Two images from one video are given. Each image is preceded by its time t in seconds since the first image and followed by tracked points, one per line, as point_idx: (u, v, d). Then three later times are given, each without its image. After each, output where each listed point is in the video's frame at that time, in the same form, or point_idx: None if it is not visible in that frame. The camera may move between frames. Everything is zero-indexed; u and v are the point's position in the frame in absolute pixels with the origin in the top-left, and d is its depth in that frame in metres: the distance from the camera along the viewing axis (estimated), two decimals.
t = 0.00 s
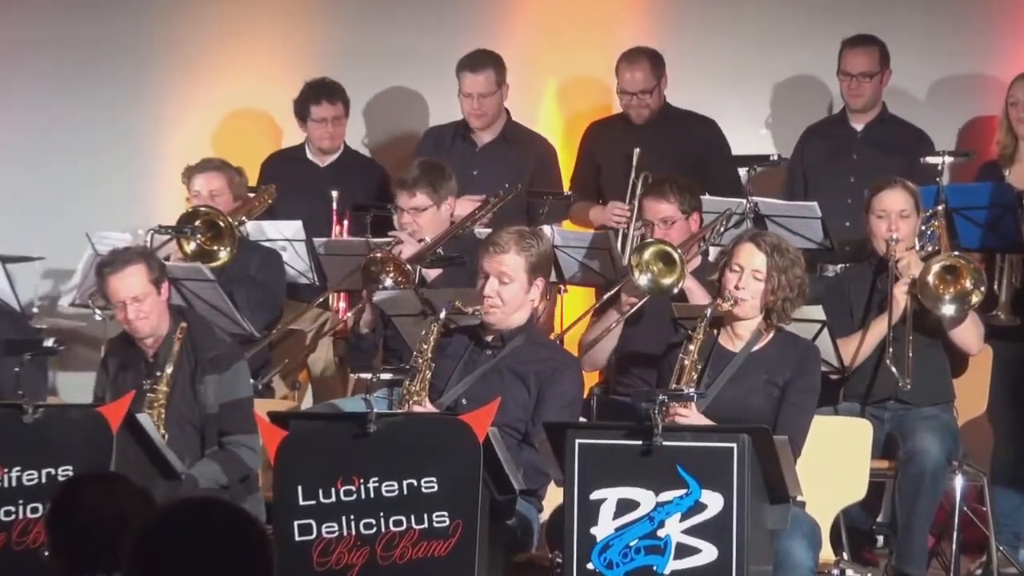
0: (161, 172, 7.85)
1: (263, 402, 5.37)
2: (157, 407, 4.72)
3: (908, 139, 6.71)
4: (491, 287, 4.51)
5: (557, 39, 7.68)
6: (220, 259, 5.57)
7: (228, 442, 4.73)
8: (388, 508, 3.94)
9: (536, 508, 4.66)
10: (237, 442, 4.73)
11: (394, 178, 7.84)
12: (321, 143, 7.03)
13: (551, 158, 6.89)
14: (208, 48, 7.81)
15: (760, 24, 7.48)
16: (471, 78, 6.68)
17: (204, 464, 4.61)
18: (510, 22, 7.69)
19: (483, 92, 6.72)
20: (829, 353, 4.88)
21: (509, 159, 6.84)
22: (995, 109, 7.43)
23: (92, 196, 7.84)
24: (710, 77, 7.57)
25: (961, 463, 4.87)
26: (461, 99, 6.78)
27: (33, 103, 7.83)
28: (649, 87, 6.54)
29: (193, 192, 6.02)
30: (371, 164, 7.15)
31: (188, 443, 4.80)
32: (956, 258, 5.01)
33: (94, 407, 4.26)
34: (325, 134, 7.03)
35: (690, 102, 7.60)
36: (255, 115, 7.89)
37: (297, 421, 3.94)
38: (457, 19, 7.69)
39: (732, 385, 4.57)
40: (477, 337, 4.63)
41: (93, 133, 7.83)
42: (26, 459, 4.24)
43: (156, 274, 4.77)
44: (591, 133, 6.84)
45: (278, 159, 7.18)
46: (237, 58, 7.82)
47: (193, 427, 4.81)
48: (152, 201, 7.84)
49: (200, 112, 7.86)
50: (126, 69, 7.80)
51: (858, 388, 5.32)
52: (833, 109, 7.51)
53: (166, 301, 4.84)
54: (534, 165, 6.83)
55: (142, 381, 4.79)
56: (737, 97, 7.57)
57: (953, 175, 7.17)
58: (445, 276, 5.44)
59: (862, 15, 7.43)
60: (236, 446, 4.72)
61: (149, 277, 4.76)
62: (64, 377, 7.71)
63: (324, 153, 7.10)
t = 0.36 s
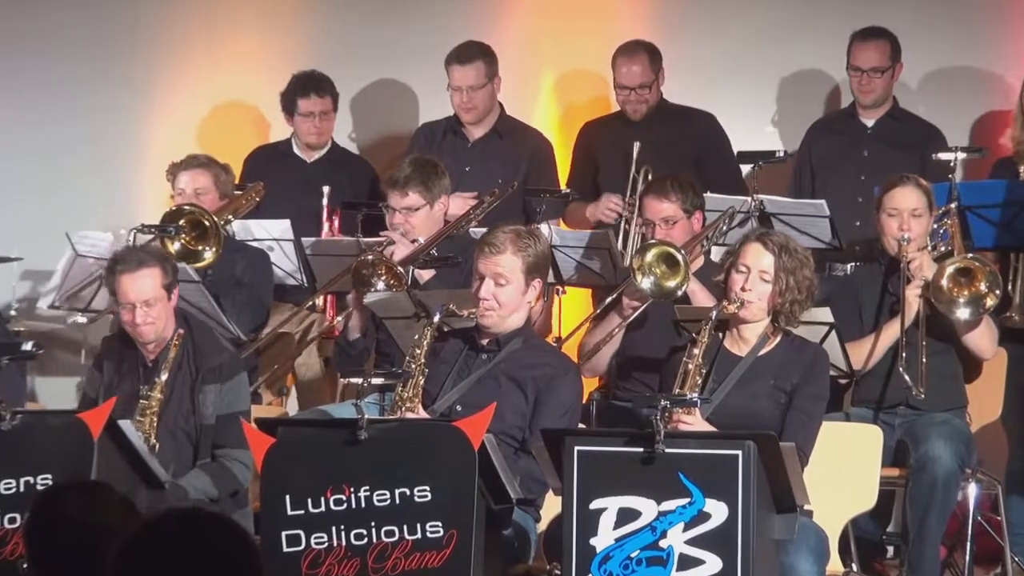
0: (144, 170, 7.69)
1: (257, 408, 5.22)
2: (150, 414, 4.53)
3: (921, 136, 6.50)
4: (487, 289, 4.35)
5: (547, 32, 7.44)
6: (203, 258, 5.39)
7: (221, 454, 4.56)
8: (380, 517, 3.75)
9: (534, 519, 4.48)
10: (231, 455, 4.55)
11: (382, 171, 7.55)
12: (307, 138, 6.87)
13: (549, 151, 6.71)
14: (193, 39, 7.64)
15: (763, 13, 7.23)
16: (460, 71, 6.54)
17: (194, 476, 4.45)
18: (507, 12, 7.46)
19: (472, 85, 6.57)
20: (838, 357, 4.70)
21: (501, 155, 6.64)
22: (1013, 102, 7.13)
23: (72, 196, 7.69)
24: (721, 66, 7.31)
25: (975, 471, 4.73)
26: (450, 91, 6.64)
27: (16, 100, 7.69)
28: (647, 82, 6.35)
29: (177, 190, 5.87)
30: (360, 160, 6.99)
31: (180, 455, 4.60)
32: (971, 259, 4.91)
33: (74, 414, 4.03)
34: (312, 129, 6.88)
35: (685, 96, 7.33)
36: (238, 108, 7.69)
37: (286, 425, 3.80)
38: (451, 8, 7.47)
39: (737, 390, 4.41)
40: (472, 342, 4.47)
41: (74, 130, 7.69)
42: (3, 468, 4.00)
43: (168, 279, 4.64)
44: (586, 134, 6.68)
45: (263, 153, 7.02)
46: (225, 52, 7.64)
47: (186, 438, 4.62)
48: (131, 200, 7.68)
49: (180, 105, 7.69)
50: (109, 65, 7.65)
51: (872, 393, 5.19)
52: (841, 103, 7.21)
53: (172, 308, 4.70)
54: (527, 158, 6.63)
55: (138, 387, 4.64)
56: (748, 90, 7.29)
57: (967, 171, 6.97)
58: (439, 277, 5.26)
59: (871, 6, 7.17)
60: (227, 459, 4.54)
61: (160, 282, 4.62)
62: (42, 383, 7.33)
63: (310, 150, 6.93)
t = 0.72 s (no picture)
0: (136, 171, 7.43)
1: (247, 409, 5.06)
2: (147, 420, 4.37)
3: (928, 132, 6.36)
4: (483, 290, 4.18)
5: (543, 27, 7.21)
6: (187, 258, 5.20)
7: (214, 467, 4.34)
8: (370, 527, 3.57)
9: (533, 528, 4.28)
10: (227, 467, 4.34)
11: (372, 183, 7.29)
12: (282, 132, 6.68)
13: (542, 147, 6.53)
14: (175, 31, 7.41)
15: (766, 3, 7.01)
16: (461, 65, 6.34)
17: (184, 486, 4.25)
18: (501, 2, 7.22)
19: (471, 80, 6.38)
20: (847, 361, 4.53)
21: (496, 151, 6.46)
22: None
23: (64, 199, 7.44)
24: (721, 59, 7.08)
25: (988, 479, 4.62)
26: (447, 85, 6.44)
27: (16, 100, 7.45)
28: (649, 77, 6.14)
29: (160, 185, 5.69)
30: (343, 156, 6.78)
31: (174, 463, 4.42)
32: (986, 260, 4.77)
33: (53, 418, 3.89)
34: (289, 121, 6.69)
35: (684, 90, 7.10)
36: (212, 100, 7.45)
37: (274, 434, 3.59)
38: None
39: (742, 395, 4.24)
40: (466, 343, 4.29)
41: (66, 131, 7.44)
42: None
43: (189, 285, 4.48)
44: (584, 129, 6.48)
45: (238, 148, 6.79)
46: (206, 43, 7.41)
47: (183, 448, 4.43)
48: (121, 203, 7.44)
49: (164, 103, 7.44)
50: (96, 61, 7.41)
51: (881, 398, 5.04)
52: (849, 96, 7.02)
53: (188, 313, 4.53)
54: (521, 159, 6.45)
55: (139, 389, 4.49)
56: (750, 85, 7.07)
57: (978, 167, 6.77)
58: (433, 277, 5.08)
59: None
60: (222, 472, 4.32)
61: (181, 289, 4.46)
62: (20, 387, 7.16)
63: (289, 144, 6.73)
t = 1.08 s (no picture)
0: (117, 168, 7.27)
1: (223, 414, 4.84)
2: (145, 427, 4.20)
3: (926, 126, 6.12)
4: (476, 291, 4.02)
5: (542, 20, 7.02)
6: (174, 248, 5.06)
7: (207, 476, 4.17)
8: (362, 538, 3.35)
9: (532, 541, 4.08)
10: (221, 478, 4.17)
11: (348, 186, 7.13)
12: (253, 122, 6.52)
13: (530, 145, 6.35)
14: (162, 26, 7.23)
15: None
16: (440, 55, 6.18)
17: (177, 494, 4.05)
18: None
19: (451, 72, 6.22)
20: (857, 364, 4.38)
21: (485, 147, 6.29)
22: None
23: (45, 198, 7.28)
24: (722, 49, 6.86)
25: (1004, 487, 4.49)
26: (429, 79, 6.29)
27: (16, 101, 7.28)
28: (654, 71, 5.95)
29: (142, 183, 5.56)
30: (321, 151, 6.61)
31: (168, 470, 4.21)
32: (1001, 258, 4.62)
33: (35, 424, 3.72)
34: (260, 112, 6.52)
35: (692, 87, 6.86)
36: (186, 92, 7.28)
37: (262, 439, 3.39)
38: None
39: (748, 400, 4.08)
40: (461, 347, 4.14)
41: (49, 134, 7.27)
42: None
43: (193, 286, 4.29)
44: (581, 124, 6.28)
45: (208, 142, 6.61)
46: (191, 37, 7.23)
47: (177, 457, 4.24)
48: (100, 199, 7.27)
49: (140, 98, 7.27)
50: (81, 58, 7.25)
51: (891, 405, 4.91)
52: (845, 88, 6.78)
53: (191, 316, 4.35)
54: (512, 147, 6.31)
55: (137, 393, 4.28)
56: (749, 80, 6.84)
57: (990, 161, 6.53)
58: (424, 279, 4.91)
59: None
60: (216, 483, 4.15)
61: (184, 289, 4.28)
62: None
63: (264, 136, 6.56)
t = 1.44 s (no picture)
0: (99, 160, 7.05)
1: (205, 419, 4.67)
2: (129, 431, 4.04)
3: (927, 122, 5.87)
4: (474, 290, 3.85)
5: (543, 14, 6.85)
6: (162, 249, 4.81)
7: (195, 484, 4.02)
8: (353, 550, 3.21)
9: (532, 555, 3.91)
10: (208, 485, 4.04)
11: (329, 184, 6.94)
12: (228, 117, 6.29)
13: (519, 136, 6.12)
14: (143, 23, 7.04)
15: None
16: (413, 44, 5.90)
17: (163, 503, 3.91)
18: None
19: (424, 59, 5.93)
20: (869, 369, 4.22)
21: (464, 135, 5.98)
22: None
23: (19, 196, 7.02)
24: (726, 38, 6.68)
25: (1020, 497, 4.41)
26: (402, 68, 6.00)
27: None
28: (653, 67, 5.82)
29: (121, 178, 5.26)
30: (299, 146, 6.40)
31: (154, 477, 4.06)
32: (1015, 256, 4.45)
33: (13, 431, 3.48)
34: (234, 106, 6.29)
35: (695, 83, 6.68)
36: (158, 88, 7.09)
37: (250, 447, 3.24)
38: None
39: (757, 406, 3.92)
40: (457, 350, 3.98)
41: (28, 127, 7.03)
42: None
43: (170, 281, 4.12)
44: (581, 122, 6.08)
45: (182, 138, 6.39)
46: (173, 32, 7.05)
47: (163, 464, 4.09)
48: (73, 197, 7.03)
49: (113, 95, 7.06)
50: (64, 53, 7.02)
51: (900, 411, 4.75)
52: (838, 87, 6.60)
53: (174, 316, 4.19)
54: (487, 134, 6.00)
55: (120, 397, 4.11)
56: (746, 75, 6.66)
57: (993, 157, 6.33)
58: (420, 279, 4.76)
59: None
60: (203, 490, 4.00)
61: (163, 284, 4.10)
62: None
63: (240, 130, 6.34)
